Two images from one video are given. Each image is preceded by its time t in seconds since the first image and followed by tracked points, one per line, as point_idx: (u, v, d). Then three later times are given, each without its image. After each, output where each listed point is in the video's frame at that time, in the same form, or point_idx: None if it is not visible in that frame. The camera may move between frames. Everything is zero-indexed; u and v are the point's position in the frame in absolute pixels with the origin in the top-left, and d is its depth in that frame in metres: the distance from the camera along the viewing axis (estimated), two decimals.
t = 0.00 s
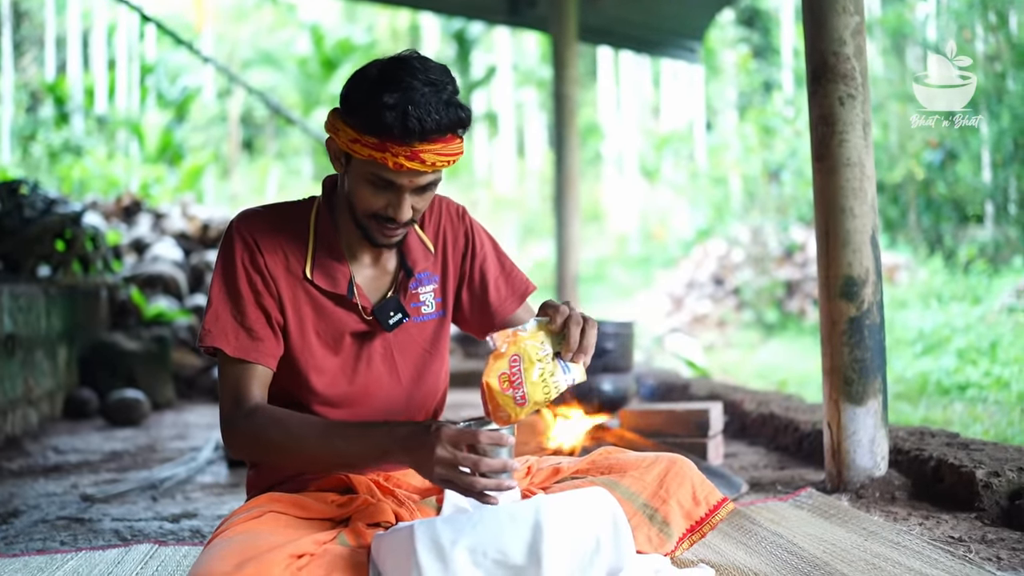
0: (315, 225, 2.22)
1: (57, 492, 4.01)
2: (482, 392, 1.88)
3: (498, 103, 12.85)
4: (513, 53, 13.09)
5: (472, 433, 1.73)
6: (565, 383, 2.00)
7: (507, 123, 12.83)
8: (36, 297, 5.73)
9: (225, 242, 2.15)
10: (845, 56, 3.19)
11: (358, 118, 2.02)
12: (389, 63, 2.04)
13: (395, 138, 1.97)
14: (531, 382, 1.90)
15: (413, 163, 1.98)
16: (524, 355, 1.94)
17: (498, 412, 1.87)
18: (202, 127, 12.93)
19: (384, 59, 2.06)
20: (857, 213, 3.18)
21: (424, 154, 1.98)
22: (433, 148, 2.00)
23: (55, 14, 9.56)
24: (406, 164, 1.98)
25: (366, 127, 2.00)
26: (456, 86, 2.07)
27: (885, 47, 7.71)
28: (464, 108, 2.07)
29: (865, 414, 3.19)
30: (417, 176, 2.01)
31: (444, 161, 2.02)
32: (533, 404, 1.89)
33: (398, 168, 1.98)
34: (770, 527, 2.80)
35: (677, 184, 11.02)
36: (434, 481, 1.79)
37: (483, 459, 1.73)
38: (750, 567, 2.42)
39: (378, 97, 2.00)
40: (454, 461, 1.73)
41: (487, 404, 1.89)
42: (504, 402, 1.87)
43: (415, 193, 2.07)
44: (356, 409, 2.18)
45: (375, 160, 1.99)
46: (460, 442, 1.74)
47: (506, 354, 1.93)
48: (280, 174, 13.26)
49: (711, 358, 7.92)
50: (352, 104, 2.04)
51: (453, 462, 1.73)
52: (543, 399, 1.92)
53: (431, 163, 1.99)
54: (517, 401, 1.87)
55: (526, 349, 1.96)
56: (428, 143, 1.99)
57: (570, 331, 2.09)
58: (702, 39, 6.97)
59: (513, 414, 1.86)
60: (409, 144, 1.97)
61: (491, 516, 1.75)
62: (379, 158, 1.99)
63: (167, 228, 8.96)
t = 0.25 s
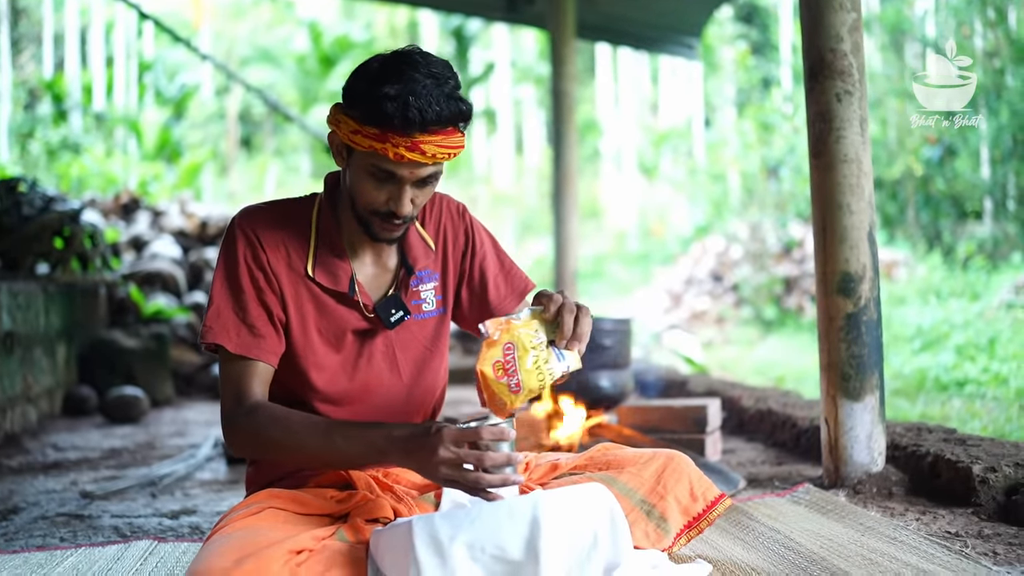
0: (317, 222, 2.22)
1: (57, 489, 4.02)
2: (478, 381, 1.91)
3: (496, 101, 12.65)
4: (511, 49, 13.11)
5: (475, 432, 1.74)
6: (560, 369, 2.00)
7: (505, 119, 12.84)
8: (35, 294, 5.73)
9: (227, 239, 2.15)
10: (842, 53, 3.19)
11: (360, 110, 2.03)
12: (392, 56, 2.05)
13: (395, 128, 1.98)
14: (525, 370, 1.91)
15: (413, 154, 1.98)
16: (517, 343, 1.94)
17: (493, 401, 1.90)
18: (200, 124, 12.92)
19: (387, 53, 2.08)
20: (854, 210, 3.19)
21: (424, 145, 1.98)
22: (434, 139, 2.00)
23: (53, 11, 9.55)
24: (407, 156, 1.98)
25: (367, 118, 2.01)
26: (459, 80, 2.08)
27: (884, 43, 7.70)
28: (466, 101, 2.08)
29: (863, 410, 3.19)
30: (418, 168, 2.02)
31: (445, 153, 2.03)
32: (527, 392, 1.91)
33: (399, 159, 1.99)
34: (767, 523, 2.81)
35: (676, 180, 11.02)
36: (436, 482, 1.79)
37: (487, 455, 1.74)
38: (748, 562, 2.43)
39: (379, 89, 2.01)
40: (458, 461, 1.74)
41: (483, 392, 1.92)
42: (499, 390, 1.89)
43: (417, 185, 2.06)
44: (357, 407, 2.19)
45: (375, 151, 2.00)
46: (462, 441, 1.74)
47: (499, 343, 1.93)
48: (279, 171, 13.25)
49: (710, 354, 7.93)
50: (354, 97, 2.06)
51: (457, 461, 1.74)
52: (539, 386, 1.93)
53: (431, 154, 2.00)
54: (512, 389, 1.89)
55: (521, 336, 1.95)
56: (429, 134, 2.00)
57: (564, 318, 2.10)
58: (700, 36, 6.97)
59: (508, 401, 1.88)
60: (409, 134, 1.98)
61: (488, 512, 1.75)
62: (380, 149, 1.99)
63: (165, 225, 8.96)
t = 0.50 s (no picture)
0: (318, 219, 2.22)
1: (57, 485, 4.03)
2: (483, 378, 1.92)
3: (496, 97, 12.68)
4: (510, 47, 13.13)
5: (481, 429, 1.75)
6: (566, 364, 2.01)
7: (505, 116, 12.86)
8: (35, 292, 5.74)
9: (229, 237, 2.15)
10: (840, 50, 3.20)
11: (365, 108, 2.04)
12: (395, 53, 2.05)
13: (401, 125, 1.99)
14: (530, 363, 1.93)
15: (418, 151, 1.99)
16: (522, 338, 1.96)
17: (499, 396, 1.91)
18: (199, 121, 12.92)
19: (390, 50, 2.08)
20: (852, 205, 3.19)
21: (429, 142, 1.99)
22: (439, 136, 2.01)
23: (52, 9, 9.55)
24: (412, 152, 1.98)
25: (372, 115, 2.02)
26: (461, 76, 2.09)
27: (883, 40, 7.69)
28: (469, 97, 2.09)
29: (861, 405, 3.20)
30: (423, 164, 2.02)
31: (450, 149, 2.03)
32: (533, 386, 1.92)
33: (404, 156, 1.99)
34: (766, 518, 2.82)
35: (676, 178, 11.04)
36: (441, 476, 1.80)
37: (493, 452, 1.76)
38: (747, 558, 2.44)
39: (383, 87, 2.02)
40: (465, 458, 1.75)
41: (489, 389, 1.93)
42: (504, 385, 1.91)
43: (421, 181, 2.06)
44: (359, 403, 2.20)
45: (381, 149, 2.00)
46: (468, 438, 1.75)
47: (505, 337, 1.96)
48: (279, 169, 13.26)
49: (709, 351, 7.94)
50: (358, 95, 2.06)
51: (464, 458, 1.75)
52: (544, 379, 1.95)
53: (437, 150, 2.00)
54: (517, 382, 1.90)
55: (527, 331, 1.98)
56: (434, 130, 2.00)
57: (569, 313, 2.08)
58: (698, 33, 6.98)
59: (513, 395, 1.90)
60: (414, 131, 1.98)
61: (487, 507, 1.76)
62: (384, 146, 1.99)
63: (165, 223, 8.96)
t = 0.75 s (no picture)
0: (320, 216, 2.23)
1: (58, 482, 4.04)
2: (492, 370, 1.97)
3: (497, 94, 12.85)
4: (510, 44, 13.17)
5: (478, 426, 1.76)
6: (577, 374, 2.08)
7: (505, 113, 12.88)
8: (36, 289, 5.75)
9: (231, 231, 2.15)
10: (838, 47, 3.20)
11: (378, 109, 2.04)
12: (409, 54, 2.05)
13: (417, 128, 1.99)
14: (542, 365, 1.99)
15: (432, 154, 2.00)
16: (540, 339, 2.02)
17: (504, 392, 1.96)
18: (199, 118, 12.92)
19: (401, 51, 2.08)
20: (850, 202, 3.20)
21: (444, 145, 2.00)
22: (452, 140, 2.02)
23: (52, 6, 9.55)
24: (426, 155, 2.00)
25: (388, 116, 2.01)
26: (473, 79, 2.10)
27: (883, 36, 7.78)
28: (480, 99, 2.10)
29: (859, 402, 3.21)
30: (435, 167, 2.03)
31: (461, 153, 2.04)
32: (539, 387, 1.99)
33: (417, 159, 2.00)
34: (765, 514, 2.82)
35: (676, 174, 11.05)
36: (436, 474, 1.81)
37: (490, 450, 1.77)
38: (745, 554, 2.44)
39: (398, 87, 2.02)
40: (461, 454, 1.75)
41: (495, 382, 1.98)
42: (512, 382, 1.96)
43: (430, 183, 2.08)
44: (358, 401, 2.20)
45: (395, 151, 2.01)
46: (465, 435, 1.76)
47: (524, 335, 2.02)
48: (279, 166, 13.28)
49: (709, 348, 7.95)
50: (371, 95, 2.06)
51: (459, 455, 1.75)
52: (552, 384, 2.01)
53: (449, 154, 2.02)
54: (526, 382, 1.96)
55: (546, 333, 2.04)
56: (448, 134, 2.02)
57: (587, 326, 2.11)
58: (698, 30, 6.99)
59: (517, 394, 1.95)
60: (429, 134, 1.99)
61: (486, 504, 1.77)
62: (398, 148, 2.00)
63: (165, 220, 8.97)
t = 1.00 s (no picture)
0: (327, 217, 2.23)
1: (60, 483, 4.05)
2: (511, 372, 2.06)
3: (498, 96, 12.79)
4: (511, 45, 13.16)
5: (468, 422, 1.76)
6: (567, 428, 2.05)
7: (506, 115, 12.91)
8: (37, 291, 5.76)
9: (236, 228, 2.16)
10: (838, 50, 3.21)
11: (392, 112, 2.04)
12: (423, 60, 2.07)
13: (429, 130, 2.00)
14: (544, 398, 2.00)
15: (444, 157, 2.00)
16: (561, 375, 2.05)
17: (503, 396, 2.02)
18: (200, 120, 12.93)
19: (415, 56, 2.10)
20: (850, 205, 3.21)
21: (455, 149, 2.00)
22: (464, 144, 2.02)
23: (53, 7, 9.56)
24: (438, 158, 2.00)
25: (401, 118, 2.02)
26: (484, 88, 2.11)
27: (884, 38, 7.79)
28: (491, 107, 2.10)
29: (859, 404, 3.22)
30: (446, 171, 2.04)
31: (473, 157, 2.05)
32: (533, 412, 2.00)
33: (429, 161, 2.00)
34: (765, 515, 2.83)
35: (676, 176, 11.06)
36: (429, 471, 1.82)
37: (481, 447, 1.76)
38: (745, 555, 2.45)
39: (411, 91, 2.02)
40: (452, 451, 1.76)
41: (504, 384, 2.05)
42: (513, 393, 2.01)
43: (439, 187, 2.08)
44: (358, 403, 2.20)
45: (406, 152, 2.01)
46: (457, 431, 1.76)
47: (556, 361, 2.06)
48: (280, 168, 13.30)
49: (710, 349, 7.95)
50: (385, 98, 2.06)
51: (450, 451, 1.76)
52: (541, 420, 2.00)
53: (460, 158, 2.02)
54: (522, 403, 1.99)
55: (568, 375, 2.05)
56: (460, 139, 2.02)
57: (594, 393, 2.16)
58: (698, 31, 7.00)
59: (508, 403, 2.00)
60: (441, 137, 2.00)
61: (486, 505, 1.77)
62: (410, 150, 2.00)
63: (166, 221, 8.98)
